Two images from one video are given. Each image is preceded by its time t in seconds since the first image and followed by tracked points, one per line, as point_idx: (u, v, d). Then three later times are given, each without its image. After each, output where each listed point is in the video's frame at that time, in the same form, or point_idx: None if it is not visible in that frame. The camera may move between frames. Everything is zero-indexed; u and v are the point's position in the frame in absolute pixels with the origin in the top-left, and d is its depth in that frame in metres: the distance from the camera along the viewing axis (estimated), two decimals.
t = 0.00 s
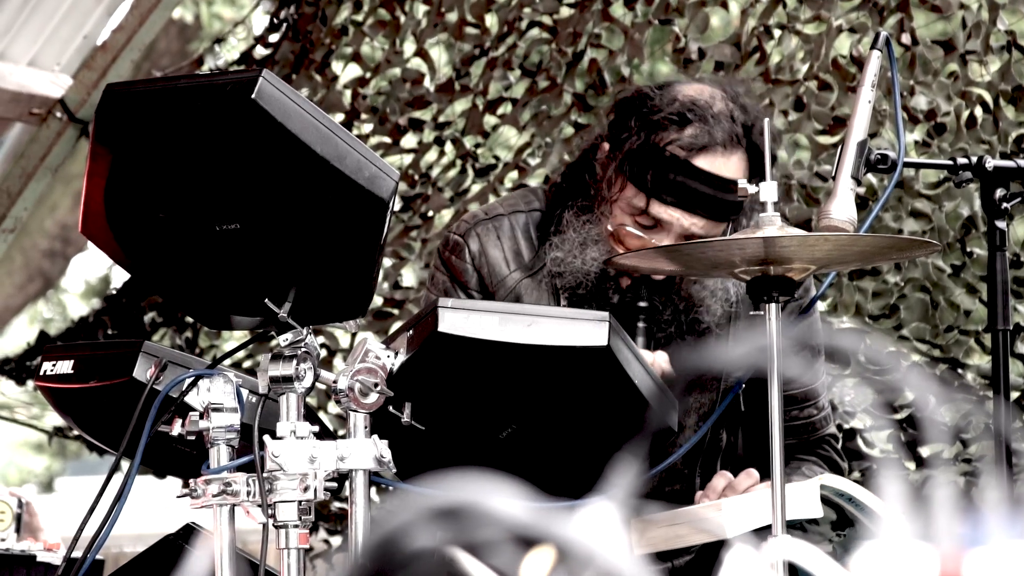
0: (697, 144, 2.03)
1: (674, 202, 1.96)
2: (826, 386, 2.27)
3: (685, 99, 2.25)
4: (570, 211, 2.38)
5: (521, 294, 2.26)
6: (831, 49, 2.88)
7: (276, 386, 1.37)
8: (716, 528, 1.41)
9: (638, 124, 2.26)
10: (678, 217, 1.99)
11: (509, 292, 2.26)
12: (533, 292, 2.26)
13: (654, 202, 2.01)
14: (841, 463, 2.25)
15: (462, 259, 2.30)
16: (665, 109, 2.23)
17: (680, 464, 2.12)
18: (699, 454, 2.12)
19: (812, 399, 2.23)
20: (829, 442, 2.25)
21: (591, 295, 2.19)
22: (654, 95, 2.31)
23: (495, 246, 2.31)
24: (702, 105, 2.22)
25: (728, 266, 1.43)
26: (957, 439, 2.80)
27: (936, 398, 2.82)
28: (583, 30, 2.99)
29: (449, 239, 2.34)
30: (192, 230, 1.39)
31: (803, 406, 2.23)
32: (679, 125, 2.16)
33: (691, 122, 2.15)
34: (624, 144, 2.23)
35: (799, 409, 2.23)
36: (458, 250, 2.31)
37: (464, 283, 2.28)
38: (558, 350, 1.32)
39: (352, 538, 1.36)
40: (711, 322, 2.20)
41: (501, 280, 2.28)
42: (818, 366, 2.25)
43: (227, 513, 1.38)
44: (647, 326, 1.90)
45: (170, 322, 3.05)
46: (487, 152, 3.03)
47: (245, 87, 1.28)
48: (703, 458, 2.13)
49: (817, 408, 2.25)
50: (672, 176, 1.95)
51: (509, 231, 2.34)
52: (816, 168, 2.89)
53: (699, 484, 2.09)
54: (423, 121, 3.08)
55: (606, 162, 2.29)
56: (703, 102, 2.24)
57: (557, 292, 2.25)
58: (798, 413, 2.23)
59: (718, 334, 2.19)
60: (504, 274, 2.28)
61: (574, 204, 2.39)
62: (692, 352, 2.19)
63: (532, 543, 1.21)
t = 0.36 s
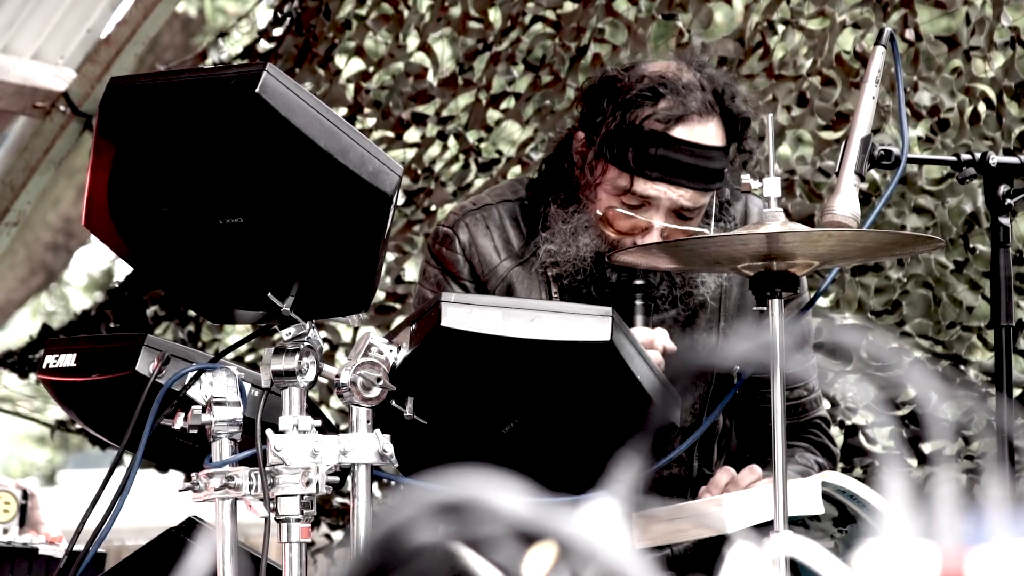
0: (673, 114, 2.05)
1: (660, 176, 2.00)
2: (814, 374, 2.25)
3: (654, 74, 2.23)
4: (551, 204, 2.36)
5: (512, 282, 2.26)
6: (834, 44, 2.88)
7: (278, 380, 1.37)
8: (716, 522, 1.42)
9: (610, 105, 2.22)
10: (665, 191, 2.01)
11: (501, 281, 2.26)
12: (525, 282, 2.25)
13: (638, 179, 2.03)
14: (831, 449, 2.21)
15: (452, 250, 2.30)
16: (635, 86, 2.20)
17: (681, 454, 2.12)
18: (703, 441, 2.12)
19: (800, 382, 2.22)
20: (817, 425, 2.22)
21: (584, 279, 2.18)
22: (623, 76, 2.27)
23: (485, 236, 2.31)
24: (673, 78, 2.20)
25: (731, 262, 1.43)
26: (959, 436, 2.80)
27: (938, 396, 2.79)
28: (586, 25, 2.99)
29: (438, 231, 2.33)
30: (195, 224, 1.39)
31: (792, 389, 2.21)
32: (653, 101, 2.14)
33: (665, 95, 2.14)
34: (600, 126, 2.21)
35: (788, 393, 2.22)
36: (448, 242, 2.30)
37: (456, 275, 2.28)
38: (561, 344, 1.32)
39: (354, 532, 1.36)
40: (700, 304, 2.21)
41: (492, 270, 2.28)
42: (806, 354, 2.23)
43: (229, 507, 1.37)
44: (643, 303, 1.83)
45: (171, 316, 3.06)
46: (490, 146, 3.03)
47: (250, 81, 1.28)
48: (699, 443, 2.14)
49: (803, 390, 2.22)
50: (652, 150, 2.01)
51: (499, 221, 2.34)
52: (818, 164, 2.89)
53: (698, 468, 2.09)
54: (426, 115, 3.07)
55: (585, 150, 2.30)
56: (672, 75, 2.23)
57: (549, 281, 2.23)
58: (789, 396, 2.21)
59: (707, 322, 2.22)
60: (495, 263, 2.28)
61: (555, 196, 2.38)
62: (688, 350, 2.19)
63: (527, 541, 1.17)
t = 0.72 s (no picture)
0: (646, 118, 2.03)
1: (640, 182, 1.99)
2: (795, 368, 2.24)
3: (619, 76, 2.26)
4: (528, 213, 2.38)
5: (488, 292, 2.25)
6: (825, 39, 2.90)
7: (267, 374, 1.37)
8: (706, 519, 1.42)
9: (581, 112, 2.23)
10: (646, 195, 2.01)
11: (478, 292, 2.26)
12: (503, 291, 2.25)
13: (619, 186, 2.02)
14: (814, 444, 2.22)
15: (428, 265, 2.31)
16: (604, 93, 2.20)
17: (666, 454, 2.12)
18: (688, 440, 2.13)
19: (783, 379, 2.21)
20: (800, 422, 2.22)
21: (565, 286, 2.18)
22: (586, 82, 2.30)
23: (459, 249, 2.32)
24: (638, 78, 2.22)
25: (720, 256, 1.42)
26: (948, 430, 2.83)
27: (928, 391, 2.84)
28: (576, 19, 2.99)
29: (412, 247, 2.36)
30: (184, 218, 1.39)
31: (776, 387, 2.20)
32: (623, 106, 2.13)
33: (633, 98, 2.13)
34: (574, 135, 2.22)
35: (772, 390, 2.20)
36: (423, 258, 2.32)
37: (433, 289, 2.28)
38: (550, 339, 1.32)
39: (342, 527, 1.36)
40: (682, 302, 2.21)
41: (468, 282, 2.28)
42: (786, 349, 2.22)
43: (217, 501, 1.37)
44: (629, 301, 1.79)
45: (160, 309, 3.10)
46: (480, 140, 3.03)
47: (238, 75, 1.28)
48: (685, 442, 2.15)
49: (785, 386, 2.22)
50: (630, 156, 1.99)
51: (474, 233, 2.35)
52: (807, 158, 2.92)
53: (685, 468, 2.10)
54: (415, 110, 3.06)
55: (559, 161, 2.35)
56: (637, 76, 2.26)
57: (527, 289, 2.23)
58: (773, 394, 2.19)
59: (686, 323, 2.22)
60: (470, 275, 2.28)
61: (531, 205, 2.40)
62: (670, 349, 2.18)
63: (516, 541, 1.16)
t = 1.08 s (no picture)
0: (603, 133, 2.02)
1: (610, 197, 1.99)
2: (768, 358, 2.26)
3: (570, 90, 2.27)
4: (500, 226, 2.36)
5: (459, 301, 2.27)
6: (809, 30, 2.90)
7: (251, 367, 1.36)
8: (689, 511, 1.41)
9: (537, 137, 2.21)
10: (618, 207, 2.01)
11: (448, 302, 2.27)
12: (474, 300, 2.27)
13: (590, 204, 2.01)
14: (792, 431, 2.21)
15: (398, 271, 2.29)
16: (558, 114, 2.19)
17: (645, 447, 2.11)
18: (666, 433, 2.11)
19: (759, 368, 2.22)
20: (778, 408, 2.21)
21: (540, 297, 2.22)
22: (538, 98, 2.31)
23: (429, 255, 2.30)
24: (589, 92, 2.24)
25: (704, 247, 1.42)
26: (933, 420, 2.83)
27: (914, 377, 2.84)
28: (560, 11, 2.99)
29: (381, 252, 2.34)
30: (169, 210, 1.39)
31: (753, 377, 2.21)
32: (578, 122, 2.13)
33: (589, 114, 2.13)
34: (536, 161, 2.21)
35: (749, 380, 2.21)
36: (393, 262, 2.31)
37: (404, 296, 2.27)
38: (534, 330, 1.32)
39: (327, 518, 1.37)
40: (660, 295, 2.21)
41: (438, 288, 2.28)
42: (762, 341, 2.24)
43: (203, 495, 1.37)
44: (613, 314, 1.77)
45: (145, 303, 3.10)
46: (465, 132, 3.03)
47: (222, 68, 1.28)
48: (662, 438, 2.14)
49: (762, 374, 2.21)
50: (596, 173, 1.99)
51: (443, 237, 2.33)
52: (793, 149, 2.92)
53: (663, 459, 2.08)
54: (399, 101, 3.07)
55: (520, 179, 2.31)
56: (586, 88, 2.27)
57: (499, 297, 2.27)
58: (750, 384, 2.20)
59: (660, 316, 2.23)
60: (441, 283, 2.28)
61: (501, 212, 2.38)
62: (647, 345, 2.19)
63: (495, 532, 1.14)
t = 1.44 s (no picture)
0: (590, 101, 2.06)
1: (592, 163, 2.04)
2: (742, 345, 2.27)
3: (555, 60, 2.27)
4: (477, 200, 2.37)
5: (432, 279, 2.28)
6: (779, 19, 2.94)
7: (221, 357, 1.35)
8: (662, 501, 1.42)
9: (524, 102, 2.21)
10: (597, 176, 2.05)
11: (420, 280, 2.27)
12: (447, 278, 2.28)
13: (571, 170, 2.06)
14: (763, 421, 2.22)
15: (370, 253, 2.31)
16: (546, 79, 2.19)
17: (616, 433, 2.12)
18: (637, 420, 2.13)
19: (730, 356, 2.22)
20: (749, 399, 2.22)
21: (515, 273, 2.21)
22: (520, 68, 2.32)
23: (401, 237, 2.32)
24: (575, 61, 2.23)
25: (675, 236, 1.43)
26: (902, 409, 2.85)
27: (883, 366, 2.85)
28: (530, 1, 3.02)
29: (353, 235, 2.35)
30: (138, 201, 1.39)
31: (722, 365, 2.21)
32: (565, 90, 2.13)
33: (575, 81, 2.13)
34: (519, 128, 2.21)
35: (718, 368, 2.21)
36: (365, 245, 2.31)
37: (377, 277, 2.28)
38: (504, 320, 1.32)
39: (299, 506, 1.37)
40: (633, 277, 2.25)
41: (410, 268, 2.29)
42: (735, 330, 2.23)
43: (173, 486, 1.37)
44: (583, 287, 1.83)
45: (115, 294, 3.10)
46: (435, 123, 3.05)
47: (191, 58, 1.27)
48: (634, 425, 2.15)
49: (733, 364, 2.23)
50: (579, 140, 2.04)
51: (416, 220, 2.35)
52: (763, 139, 2.94)
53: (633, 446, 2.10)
54: (369, 92, 3.07)
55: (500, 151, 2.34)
56: (573, 58, 2.27)
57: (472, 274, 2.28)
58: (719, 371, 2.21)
59: (631, 300, 2.26)
60: (413, 262, 2.29)
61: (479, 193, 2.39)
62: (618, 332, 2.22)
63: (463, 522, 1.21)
